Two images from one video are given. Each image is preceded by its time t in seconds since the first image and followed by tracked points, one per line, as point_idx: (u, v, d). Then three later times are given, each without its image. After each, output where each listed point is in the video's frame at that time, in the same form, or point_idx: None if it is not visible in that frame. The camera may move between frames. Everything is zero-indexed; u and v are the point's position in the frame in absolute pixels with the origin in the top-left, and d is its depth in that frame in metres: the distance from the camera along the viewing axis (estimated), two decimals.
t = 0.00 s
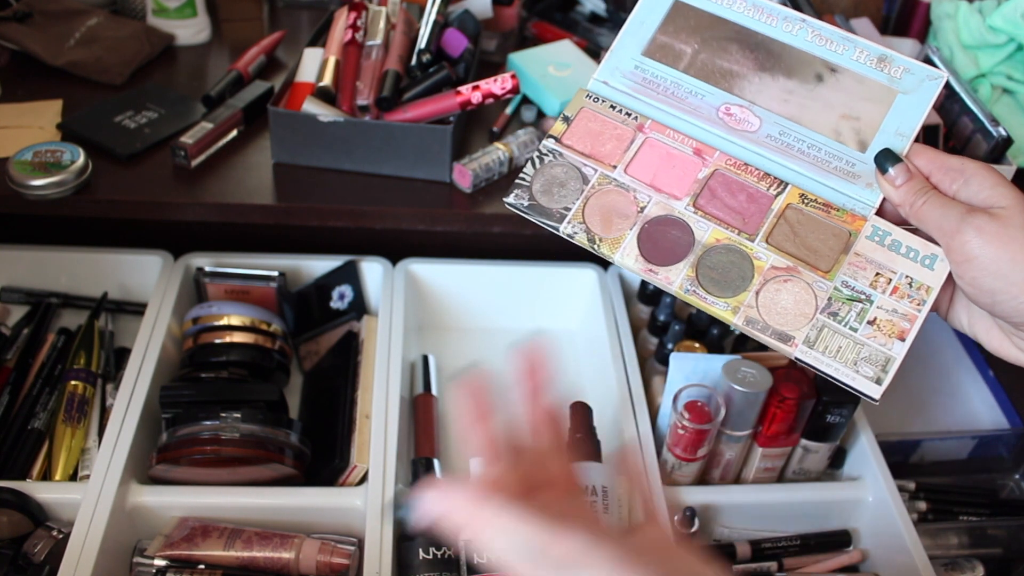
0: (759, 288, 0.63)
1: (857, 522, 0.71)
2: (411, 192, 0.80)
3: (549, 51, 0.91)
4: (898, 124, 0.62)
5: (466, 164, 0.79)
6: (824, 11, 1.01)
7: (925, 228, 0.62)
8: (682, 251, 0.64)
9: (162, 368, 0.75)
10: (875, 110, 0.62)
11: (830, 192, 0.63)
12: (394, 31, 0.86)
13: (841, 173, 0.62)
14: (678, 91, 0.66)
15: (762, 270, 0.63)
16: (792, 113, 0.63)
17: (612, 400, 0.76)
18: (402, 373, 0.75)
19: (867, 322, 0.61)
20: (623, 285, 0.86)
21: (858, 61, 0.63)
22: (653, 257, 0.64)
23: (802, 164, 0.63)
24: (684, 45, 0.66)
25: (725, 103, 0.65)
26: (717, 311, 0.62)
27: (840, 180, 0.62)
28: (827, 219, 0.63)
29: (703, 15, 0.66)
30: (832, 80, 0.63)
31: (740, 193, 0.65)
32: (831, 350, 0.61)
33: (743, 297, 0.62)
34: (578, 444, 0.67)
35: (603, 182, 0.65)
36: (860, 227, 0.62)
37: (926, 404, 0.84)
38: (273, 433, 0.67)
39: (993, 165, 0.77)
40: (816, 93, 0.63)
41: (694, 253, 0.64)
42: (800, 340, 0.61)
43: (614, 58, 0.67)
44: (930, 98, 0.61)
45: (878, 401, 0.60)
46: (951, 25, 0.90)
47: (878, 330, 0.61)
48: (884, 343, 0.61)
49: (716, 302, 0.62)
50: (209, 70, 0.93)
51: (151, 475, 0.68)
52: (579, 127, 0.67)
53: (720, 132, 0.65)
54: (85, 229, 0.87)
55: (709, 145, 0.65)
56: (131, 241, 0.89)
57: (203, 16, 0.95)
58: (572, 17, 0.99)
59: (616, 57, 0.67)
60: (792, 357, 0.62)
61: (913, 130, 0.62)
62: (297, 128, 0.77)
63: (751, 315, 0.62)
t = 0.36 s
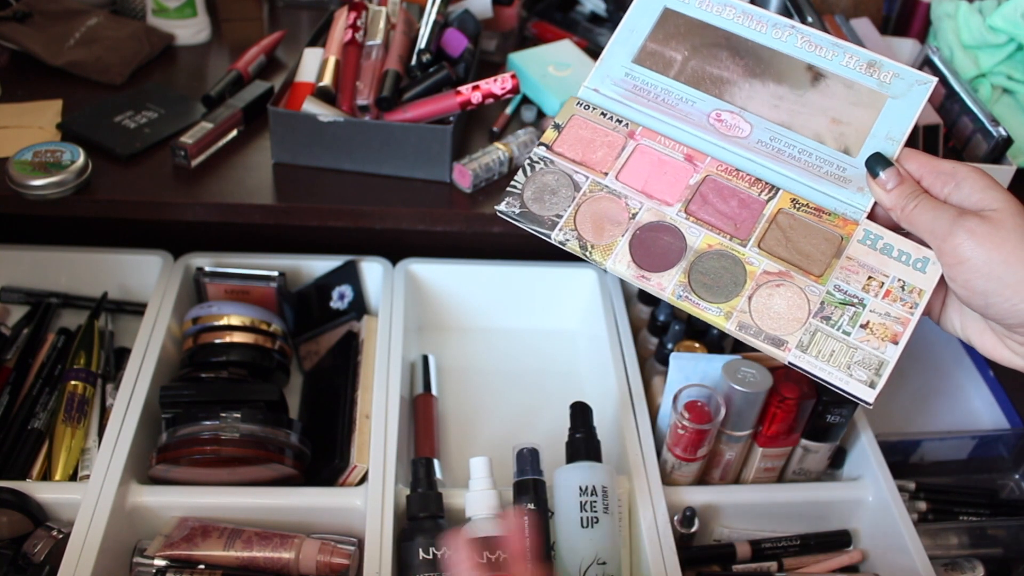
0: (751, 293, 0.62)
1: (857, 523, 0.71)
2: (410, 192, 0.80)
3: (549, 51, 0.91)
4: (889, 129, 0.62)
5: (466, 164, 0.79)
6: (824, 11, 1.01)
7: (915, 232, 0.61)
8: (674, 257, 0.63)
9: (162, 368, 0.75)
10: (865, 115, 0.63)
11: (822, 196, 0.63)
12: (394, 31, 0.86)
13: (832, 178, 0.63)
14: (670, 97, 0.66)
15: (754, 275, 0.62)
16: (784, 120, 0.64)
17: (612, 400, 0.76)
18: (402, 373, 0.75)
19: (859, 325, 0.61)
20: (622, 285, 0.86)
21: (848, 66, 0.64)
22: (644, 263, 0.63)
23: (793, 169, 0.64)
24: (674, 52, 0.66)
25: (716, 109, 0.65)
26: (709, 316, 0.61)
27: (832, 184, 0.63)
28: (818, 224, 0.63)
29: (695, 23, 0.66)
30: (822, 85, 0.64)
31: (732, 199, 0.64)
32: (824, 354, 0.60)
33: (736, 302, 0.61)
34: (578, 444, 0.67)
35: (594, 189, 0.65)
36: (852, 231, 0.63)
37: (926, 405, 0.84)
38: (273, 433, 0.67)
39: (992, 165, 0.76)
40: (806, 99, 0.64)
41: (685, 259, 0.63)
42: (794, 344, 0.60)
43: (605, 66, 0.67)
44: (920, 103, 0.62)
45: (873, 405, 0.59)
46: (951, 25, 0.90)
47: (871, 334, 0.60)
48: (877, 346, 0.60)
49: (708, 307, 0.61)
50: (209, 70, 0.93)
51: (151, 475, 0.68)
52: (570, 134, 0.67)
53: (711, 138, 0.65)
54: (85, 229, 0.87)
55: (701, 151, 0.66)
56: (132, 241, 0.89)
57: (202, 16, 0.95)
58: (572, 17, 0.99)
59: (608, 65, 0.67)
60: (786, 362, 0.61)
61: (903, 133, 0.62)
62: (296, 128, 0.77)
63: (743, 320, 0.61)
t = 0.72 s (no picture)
0: (752, 298, 0.62)
1: (857, 522, 0.71)
2: (410, 192, 0.80)
3: (549, 51, 0.91)
4: (888, 132, 0.62)
5: (466, 164, 0.79)
6: (824, 11, 1.01)
7: (916, 235, 0.61)
8: (674, 262, 0.63)
9: (163, 368, 0.75)
10: (864, 118, 0.63)
11: (822, 201, 0.63)
12: (394, 31, 0.86)
13: (832, 182, 0.63)
14: (667, 102, 0.66)
15: (755, 279, 0.62)
16: (782, 123, 0.64)
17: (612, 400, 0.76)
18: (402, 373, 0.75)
19: (863, 330, 0.61)
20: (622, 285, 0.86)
21: (846, 70, 0.64)
22: (645, 268, 0.63)
23: (793, 174, 0.64)
24: (671, 57, 0.67)
25: (714, 113, 0.65)
26: (711, 321, 0.61)
27: (832, 188, 0.63)
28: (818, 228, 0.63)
29: (694, 27, 0.66)
30: (820, 89, 0.64)
31: (731, 203, 0.64)
32: (827, 359, 0.60)
33: (737, 307, 0.61)
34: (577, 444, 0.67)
35: (592, 194, 0.65)
36: (853, 235, 0.63)
37: (926, 404, 0.84)
38: (273, 433, 0.67)
39: (992, 165, 0.76)
40: (805, 104, 0.64)
41: (686, 264, 0.63)
42: (797, 349, 0.60)
43: (602, 71, 0.67)
44: (919, 106, 0.62)
45: (878, 410, 0.59)
46: (951, 25, 0.90)
47: (875, 338, 0.60)
48: (881, 351, 0.60)
49: (709, 312, 0.61)
50: (209, 70, 0.93)
51: (151, 475, 0.68)
52: (567, 139, 0.67)
53: (710, 142, 0.65)
54: (85, 229, 0.87)
55: (699, 155, 0.66)
56: (132, 241, 0.89)
57: (202, 16, 0.95)
58: (572, 17, 0.99)
59: (605, 69, 0.67)
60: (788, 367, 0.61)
61: (903, 136, 0.62)
62: (296, 127, 0.77)
63: (745, 325, 0.61)
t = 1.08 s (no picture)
0: (760, 294, 0.62)
1: (857, 523, 0.71)
2: (410, 192, 0.80)
3: (549, 51, 0.91)
4: (893, 129, 0.62)
5: (466, 164, 0.79)
6: (824, 11, 1.01)
7: (923, 231, 0.61)
8: (681, 258, 0.63)
9: (163, 367, 0.75)
10: (869, 117, 0.63)
11: (828, 198, 0.63)
12: (394, 31, 0.86)
13: (838, 179, 0.63)
14: (673, 100, 0.66)
15: (763, 275, 0.62)
16: (788, 121, 0.64)
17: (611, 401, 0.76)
18: (402, 373, 0.75)
19: (871, 325, 0.61)
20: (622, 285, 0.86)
21: (851, 69, 0.64)
22: (652, 265, 0.63)
23: (799, 171, 0.64)
24: (675, 56, 0.67)
25: (719, 111, 0.65)
26: (719, 318, 0.61)
27: (838, 185, 0.63)
28: (825, 225, 0.63)
29: (698, 26, 0.66)
30: (825, 87, 0.64)
31: (738, 200, 0.64)
32: (836, 354, 0.60)
33: (745, 303, 0.61)
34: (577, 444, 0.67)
35: (599, 191, 0.65)
36: (859, 231, 0.63)
37: (926, 404, 0.84)
38: (273, 433, 0.67)
39: (992, 165, 0.76)
40: (810, 102, 0.64)
41: (694, 260, 0.63)
42: (805, 344, 0.60)
43: (606, 70, 0.67)
44: (923, 105, 0.62)
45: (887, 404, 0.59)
46: (951, 25, 0.90)
47: (883, 332, 0.61)
48: (889, 345, 0.60)
49: (718, 309, 0.61)
50: (209, 71, 0.93)
51: (151, 475, 0.68)
52: (573, 137, 0.67)
53: (715, 140, 0.65)
54: (85, 229, 0.87)
55: (705, 152, 0.66)
56: (131, 240, 0.89)
57: (202, 16, 0.95)
58: (572, 17, 0.99)
59: (609, 69, 0.67)
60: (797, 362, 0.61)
61: (908, 134, 0.62)
62: (296, 127, 0.77)
63: (753, 321, 0.61)
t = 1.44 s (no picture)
0: (772, 296, 0.62)
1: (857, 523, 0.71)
2: (410, 192, 0.80)
3: (549, 51, 0.91)
4: (909, 135, 0.62)
5: (466, 164, 0.79)
6: (824, 11, 1.01)
7: (936, 237, 0.61)
8: (693, 259, 0.63)
9: (162, 368, 0.75)
10: (885, 120, 0.63)
11: (842, 201, 0.63)
12: (394, 31, 0.86)
13: (852, 183, 0.63)
14: (688, 99, 0.66)
15: (775, 277, 0.62)
16: (803, 123, 0.64)
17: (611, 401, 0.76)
18: (402, 373, 0.75)
19: (883, 330, 0.60)
20: (623, 285, 0.86)
21: (868, 72, 0.64)
22: (664, 264, 0.63)
23: (813, 173, 0.64)
24: (692, 55, 0.67)
25: (735, 111, 0.65)
26: (731, 319, 0.61)
27: (852, 189, 0.63)
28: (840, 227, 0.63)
29: (715, 26, 0.66)
30: (840, 90, 0.64)
31: (752, 201, 0.64)
32: (848, 358, 0.60)
33: (757, 304, 0.61)
34: (578, 444, 0.67)
35: (612, 188, 0.65)
36: (873, 235, 0.63)
37: (926, 404, 0.84)
38: (273, 433, 0.67)
39: (992, 165, 0.76)
40: (825, 104, 0.64)
41: (706, 260, 0.63)
42: (817, 348, 0.60)
43: (623, 67, 0.67)
44: (940, 110, 0.62)
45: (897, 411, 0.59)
46: (951, 25, 0.90)
47: (895, 338, 0.60)
48: (901, 351, 0.60)
49: (729, 310, 0.61)
50: (209, 71, 0.93)
51: (151, 475, 0.68)
52: (587, 133, 0.67)
53: (730, 140, 0.65)
54: (84, 229, 0.87)
55: (720, 153, 0.66)
56: (130, 240, 0.89)
57: (202, 16, 0.95)
58: (572, 17, 0.99)
59: (625, 66, 0.67)
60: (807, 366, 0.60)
61: (924, 140, 0.62)
62: (296, 128, 0.77)
63: (765, 323, 0.61)
